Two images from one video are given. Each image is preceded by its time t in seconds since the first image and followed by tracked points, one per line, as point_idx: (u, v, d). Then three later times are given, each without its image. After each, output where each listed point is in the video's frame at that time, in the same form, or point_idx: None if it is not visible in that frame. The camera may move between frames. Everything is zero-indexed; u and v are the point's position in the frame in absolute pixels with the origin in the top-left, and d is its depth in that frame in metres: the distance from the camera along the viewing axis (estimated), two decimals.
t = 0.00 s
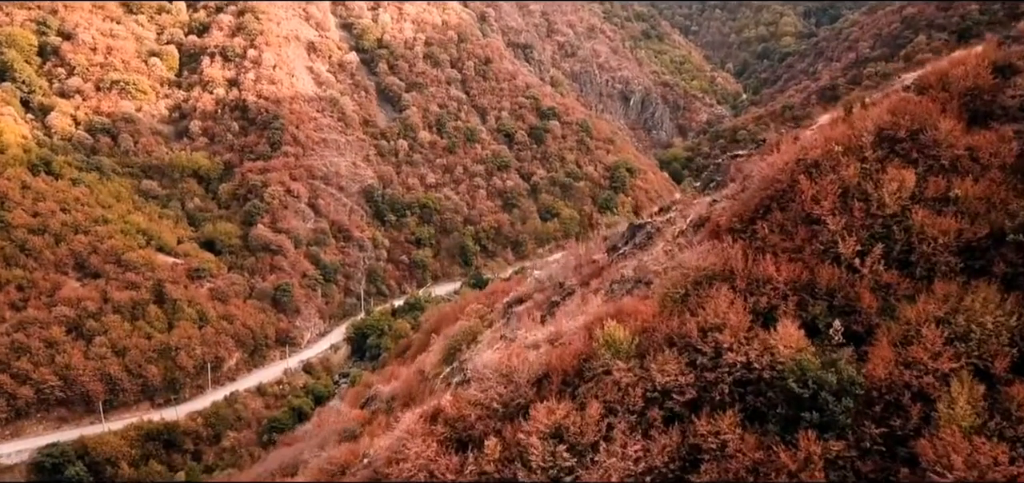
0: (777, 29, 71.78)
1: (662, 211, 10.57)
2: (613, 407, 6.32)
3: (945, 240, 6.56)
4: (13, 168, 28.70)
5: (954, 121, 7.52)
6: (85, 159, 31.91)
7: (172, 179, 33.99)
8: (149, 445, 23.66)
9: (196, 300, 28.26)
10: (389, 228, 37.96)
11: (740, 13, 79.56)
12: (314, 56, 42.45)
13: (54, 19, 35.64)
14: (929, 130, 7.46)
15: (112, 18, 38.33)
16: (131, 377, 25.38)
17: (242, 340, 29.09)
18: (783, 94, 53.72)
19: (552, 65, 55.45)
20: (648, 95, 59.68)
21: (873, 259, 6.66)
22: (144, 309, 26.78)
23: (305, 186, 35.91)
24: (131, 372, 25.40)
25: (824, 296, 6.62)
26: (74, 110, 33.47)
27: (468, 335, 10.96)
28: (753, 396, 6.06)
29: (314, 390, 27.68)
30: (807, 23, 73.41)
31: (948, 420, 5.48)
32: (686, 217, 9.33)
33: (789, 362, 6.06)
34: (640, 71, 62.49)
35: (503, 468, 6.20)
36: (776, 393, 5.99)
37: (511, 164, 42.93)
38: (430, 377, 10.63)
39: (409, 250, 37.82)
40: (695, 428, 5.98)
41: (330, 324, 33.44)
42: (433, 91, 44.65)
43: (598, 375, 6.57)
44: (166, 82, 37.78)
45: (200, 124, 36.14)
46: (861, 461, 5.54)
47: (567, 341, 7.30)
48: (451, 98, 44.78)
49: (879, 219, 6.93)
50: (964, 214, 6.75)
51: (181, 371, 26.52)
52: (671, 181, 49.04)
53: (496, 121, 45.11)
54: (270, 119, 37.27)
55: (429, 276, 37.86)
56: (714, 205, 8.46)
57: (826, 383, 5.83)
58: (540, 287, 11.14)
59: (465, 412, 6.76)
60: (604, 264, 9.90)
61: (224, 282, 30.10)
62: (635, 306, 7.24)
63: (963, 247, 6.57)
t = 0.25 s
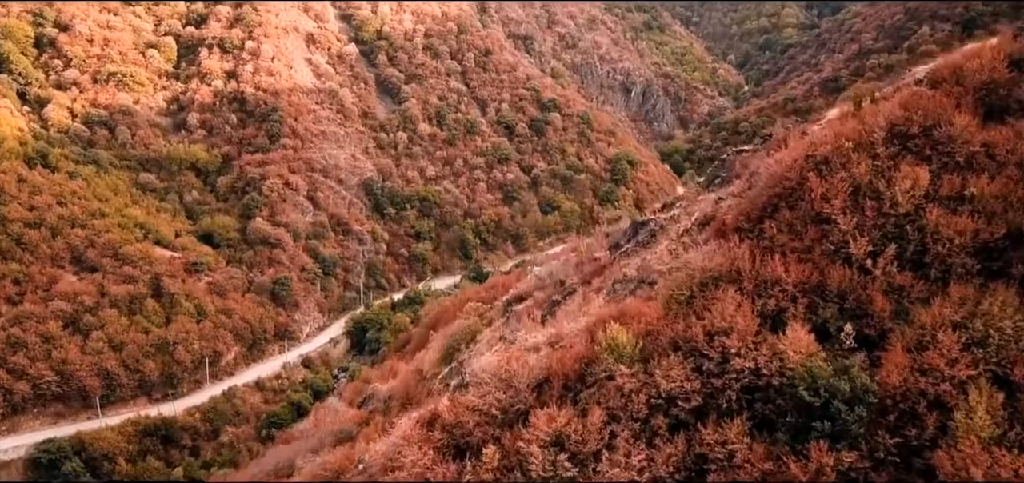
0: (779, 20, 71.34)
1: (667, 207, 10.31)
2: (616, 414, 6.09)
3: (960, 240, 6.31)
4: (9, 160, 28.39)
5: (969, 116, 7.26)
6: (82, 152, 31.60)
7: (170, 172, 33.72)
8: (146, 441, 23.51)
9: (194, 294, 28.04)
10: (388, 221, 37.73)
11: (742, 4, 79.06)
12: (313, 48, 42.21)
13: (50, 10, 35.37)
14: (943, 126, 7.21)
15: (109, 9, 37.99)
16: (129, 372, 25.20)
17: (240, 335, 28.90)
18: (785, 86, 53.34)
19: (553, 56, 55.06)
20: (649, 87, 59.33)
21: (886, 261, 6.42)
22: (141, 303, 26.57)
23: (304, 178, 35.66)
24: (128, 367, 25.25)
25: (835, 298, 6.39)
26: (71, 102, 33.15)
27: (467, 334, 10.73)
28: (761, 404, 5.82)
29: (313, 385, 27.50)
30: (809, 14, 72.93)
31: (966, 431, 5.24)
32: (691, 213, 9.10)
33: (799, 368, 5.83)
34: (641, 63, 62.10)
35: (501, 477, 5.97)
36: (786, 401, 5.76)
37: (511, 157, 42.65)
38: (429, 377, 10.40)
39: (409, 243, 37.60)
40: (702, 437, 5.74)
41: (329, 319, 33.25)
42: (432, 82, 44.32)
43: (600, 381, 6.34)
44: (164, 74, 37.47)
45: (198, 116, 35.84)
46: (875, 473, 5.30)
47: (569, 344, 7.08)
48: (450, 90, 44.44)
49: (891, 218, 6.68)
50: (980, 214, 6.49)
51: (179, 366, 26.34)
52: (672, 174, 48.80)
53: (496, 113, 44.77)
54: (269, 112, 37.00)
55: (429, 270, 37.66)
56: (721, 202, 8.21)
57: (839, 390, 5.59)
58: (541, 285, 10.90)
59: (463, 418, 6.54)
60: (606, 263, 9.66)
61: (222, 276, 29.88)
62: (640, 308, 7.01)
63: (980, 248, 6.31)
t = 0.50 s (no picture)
0: (781, 12, 70.89)
1: (670, 204, 10.08)
2: (619, 422, 5.84)
3: (978, 242, 6.04)
4: (5, 153, 28.06)
5: (986, 112, 6.97)
6: (78, 144, 31.30)
7: (168, 164, 33.46)
8: (143, 436, 23.33)
9: (191, 288, 27.80)
10: (388, 214, 37.49)
11: None
12: (312, 39, 41.96)
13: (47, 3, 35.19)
14: (958, 122, 6.94)
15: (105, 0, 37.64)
16: (126, 368, 25.04)
17: (238, 329, 28.69)
18: (787, 78, 52.98)
19: (553, 48, 54.68)
20: (651, 78, 58.98)
21: (901, 264, 6.17)
22: (139, 297, 26.34)
23: (302, 171, 35.40)
24: (126, 362, 25.04)
25: (847, 301, 6.15)
26: (68, 94, 32.85)
27: (466, 334, 10.50)
28: (771, 412, 5.58)
29: (313, 380, 27.31)
30: (812, 5, 72.49)
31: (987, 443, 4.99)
32: (696, 211, 8.87)
33: (811, 376, 5.59)
34: (643, 54, 61.73)
35: None
36: (797, 409, 5.52)
37: (512, 149, 42.37)
38: (426, 378, 10.19)
39: (409, 237, 37.38)
40: (709, 447, 5.50)
41: (328, 313, 33.06)
42: (432, 74, 44.02)
43: (603, 387, 6.10)
44: (161, 66, 37.16)
45: (196, 108, 35.54)
46: None
47: (570, 348, 6.84)
48: (450, 82, 44.12)
49: (906, 218, 6.42)
50: (999, 213, 6.21)
51: (176, 361, 26.14)
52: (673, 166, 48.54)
53: (497, 105, 44.45)
54: (267, 104, 36.75)
55: (429, 263, 37.47)
56: (727, 201, 7.97)
57: (852, 400, 5.35)
58: (541, 283, 10.68)
59: (461, 425, 6.31)
60: (608, 261, 9.43)
61: (220, 270, 29.65)
62: (643, 310, 6.78)
63: (999, 249, 6.05)
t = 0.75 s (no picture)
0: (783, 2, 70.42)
1: (674, 201, 9.82)
2: (622, 433, 5.58)
3: (999, 244, 5.78)
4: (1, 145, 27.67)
5: (1004, 107, 6.69)
6: (75, 136, 30.94)
7: (166, 156, 33.15)
8: (141, 432, 23.15)
9: (189, 282, 27.57)
10: (387, 206, 37.22)
11: None
12: (310, 30, 41.62)
13: None
14: (976, 118, 6.67)
15: None
16: (123, 362, 24.83)
17: (236, 323, 28.47)
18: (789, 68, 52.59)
19: (554, 38, 54.23)
20: (652, 69, 58.58)
21: (917, 267, 5.90)
22: (136, 291, 26.09)
23: (301, 163, 35.12)
24: (123, 356, 24.84)
25: (860, 306, 5.89)
26: (64, 85, 32.50)
27: (464, 333, 10.25)
28: (783, 423, 5.32)
29: (311, 374, 27.14)
30: None
31: (1010, 459, 4.75)
32: (701, 208, 8.61)
33: (824, 386, 5.34)
34: (644, 45, 61.30)
35: None
36: (809, 421, 5.26)
37: (512, 141, 42.04)
38: (424, 379, 9.95)
39: (408, 230, 37.13)
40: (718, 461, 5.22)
41: (327, 306, 32.86)
42: (432, 65, 43.67)
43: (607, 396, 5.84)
44: (158, 57, 36.80)
45: (193, 100, 35.21)
46: None
47: (572, 353, 6.58)
48: (450, 73, 43.75)
49: (922, 218, 6.16)
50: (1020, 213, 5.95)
51: (174, 355, 25.93)
52: (675, 158, 48.28)
53: (497, 96, 44.07)
54: (265, 96, 36.42)
55: (429, 256, 37.26)
56: (733, 199, 7.71)
57: (869, 413, 5.09)
58: (541, 282, 10.44)
59: (457, 435, 6.04)
60: (610, 259, 9.18)
61: (218, 263, 29.40)
62: (647, 315, 6.52)
63: (1020, 251, 5.78)
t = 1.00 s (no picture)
0: None
1: (679, 198, 9.49)
2: (628, 448, 5.23)
3: None
4: None
5: None
6: (70, 126, 30.50)
7: (163, 146, 32.78)
8: (137, 426, 22.93)
9: (186, 274, 27.26)
10: (386, 197, 36.87)
11: None
12: (308, 18, 41.21)
13: None
14: (1001, 113, 6.30)
15: None
16: (119, 355, 24.57)
17: (234, 315, 28.18)
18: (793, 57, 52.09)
19: (556, 26, 53.68)
20: (654, 57, 58.07)
21: (940, 273, 5.57)
22: (132, 283, 25.78)
23: (299, 153, 34.74)
24: (119, 350, 24.57)
25: (878, 314, 5.57)
26: (60, 74, 32.05)
27: (463, 334, 9.94)
28: (799, 440, 5.00)
29: (310, 367, 26.89)
30: None
31: None
32: (708, 206, 8.27)
33: (843, 401, 5.03)
34: (646, 32, 60.73)
35: None
36: (827, 438, 4.95)
37: (513, 130, 41.62)
38: (421, 380, 9.63)
39: (408, 220, 36.79)
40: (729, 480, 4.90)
41: (326, 298, 32.60)
42: (431, 54, 43.24)
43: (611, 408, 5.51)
44: (155, 45, 36.40)
45: (190, 89, 34.83)
46: None
47: (574, 360, 6.26)
48: (450, 61, 43.29)
49: (944, 220, 5.82)
50: None
51: (170, 348, 25.67)
52: (677, 147, 47.88)
53: (498, 85, 43.62)
54: (263, 84, 35.97)
55: (429, 247, 36.99)
56: (743, 197, 7.38)
57: (891, 431, 4.78)
58: (542, 280, 10.12)
59: (453, 447, 5.70)
60: (613, 258, 8.85)
61: (216, 255, 29.10)
62: (654, 321, 6.20)
63: None
